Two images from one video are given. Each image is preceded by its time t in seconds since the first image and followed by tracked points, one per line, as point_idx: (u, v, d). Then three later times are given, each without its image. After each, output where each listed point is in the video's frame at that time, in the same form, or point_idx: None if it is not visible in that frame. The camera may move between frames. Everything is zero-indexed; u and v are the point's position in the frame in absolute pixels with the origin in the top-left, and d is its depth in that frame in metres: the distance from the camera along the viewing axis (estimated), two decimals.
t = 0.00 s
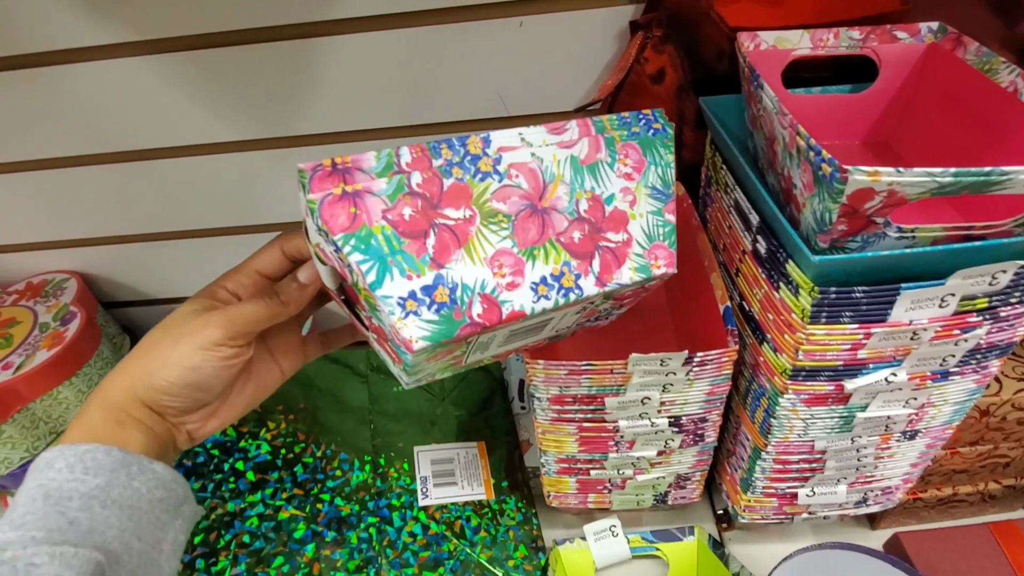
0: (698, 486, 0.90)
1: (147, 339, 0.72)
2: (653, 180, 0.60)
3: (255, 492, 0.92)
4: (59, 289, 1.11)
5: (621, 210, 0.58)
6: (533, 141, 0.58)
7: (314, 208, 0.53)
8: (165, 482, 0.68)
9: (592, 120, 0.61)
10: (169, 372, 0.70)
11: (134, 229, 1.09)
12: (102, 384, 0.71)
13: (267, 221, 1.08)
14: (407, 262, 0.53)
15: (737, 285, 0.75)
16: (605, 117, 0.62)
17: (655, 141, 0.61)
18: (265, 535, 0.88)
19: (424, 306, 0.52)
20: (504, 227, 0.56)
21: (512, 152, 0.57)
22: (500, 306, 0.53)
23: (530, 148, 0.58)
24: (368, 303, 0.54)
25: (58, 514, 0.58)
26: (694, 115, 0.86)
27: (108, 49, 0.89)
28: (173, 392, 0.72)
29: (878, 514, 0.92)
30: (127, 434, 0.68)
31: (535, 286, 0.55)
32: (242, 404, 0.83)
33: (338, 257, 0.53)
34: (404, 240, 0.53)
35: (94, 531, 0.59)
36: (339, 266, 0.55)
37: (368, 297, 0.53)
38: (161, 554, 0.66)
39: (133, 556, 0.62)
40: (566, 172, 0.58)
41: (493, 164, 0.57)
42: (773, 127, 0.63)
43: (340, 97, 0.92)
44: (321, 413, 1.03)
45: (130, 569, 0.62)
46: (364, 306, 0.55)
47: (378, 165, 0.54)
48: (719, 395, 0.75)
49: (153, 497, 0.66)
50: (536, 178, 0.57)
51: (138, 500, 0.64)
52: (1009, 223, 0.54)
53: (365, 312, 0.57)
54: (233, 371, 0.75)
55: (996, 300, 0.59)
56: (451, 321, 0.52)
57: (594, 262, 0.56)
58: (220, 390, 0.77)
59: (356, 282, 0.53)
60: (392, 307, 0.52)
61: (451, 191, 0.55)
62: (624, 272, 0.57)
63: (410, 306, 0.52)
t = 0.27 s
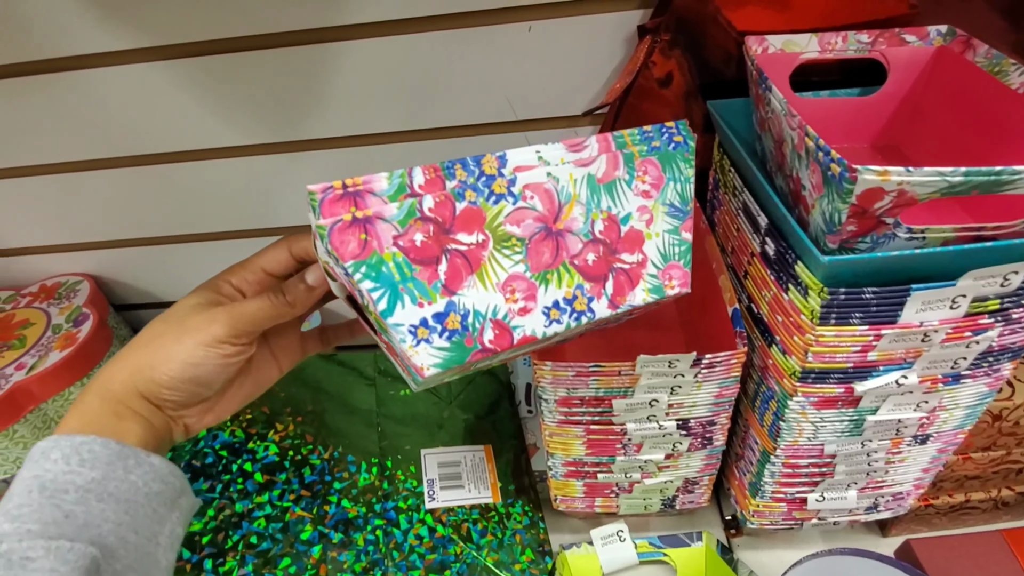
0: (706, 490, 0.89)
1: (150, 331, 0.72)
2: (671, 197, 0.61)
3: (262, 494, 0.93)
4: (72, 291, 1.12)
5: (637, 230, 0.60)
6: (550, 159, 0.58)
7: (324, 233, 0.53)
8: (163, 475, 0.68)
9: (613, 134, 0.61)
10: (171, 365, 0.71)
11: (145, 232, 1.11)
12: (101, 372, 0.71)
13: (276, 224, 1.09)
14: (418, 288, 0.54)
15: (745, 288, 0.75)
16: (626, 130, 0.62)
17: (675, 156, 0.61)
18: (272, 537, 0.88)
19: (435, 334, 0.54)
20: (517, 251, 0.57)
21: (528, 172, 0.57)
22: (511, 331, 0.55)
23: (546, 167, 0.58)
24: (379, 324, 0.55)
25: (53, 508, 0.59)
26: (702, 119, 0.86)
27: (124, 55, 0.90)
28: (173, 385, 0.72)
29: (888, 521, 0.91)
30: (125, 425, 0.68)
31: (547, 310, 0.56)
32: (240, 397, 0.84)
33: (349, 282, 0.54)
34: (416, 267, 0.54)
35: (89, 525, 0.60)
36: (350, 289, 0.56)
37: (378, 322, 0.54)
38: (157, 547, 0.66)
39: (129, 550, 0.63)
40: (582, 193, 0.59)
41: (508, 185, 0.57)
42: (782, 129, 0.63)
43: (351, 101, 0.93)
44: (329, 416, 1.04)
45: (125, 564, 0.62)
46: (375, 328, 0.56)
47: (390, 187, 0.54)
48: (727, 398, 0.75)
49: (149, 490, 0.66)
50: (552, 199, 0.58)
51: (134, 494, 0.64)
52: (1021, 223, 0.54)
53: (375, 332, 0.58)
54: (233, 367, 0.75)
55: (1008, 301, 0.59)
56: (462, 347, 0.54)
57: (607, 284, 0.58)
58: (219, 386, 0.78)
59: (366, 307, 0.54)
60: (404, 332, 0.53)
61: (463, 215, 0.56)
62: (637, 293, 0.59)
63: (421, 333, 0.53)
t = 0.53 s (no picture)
0: (710, 496, 0.89)
1: (147, 323, 0.72)
2: (688, 216, 0.61)
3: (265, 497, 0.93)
4: (79, 294, 1.13)
5: (652, 249, 0.60)
6: (569, 176, 0.57)
7: (336, 249, 0.52)
8: (156, 471, 0.67)
9: (634, 150, 0.60)
10: (168, 360, 0.71)
11: (152, 235, 1.11)
12: (97, 362, 0.72)
13: (282, 227, 1.10)
14: (432, 307, 0.54)
15: (750, 291, 0.75)
16: (648, 146, 0.61)
17: (696, 173, 0.61)
18: (275, 539, 0.88)
19: (447, 352, 0.55)
20: (532, 270, 0.57)
21: (546, 189, 0.56)
22: (523, 349, 0.57)
23: (565, 184, 0.57)
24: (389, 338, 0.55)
25: (44, 503, 0.59)
26: (705, 124, 0.85)
27: (134, 59, 0.92)
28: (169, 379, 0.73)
29: (896, 528, 0.90)
30: (120, 419, 0.69)
31: (559, 329, 0.58)
32: (236, 391, 0.85)
33: (361, 299, 0.54)
34: (430, 285, 0.54)
35: (80, 522, 0.60)
36: (361, 303, 0.55)
37: (389, 337, 0.55)
38: (151, 543, 0.66)
39: (120, 548, 0.63)
40: (600, 211, 0.58)
41: (525, 204, 0.56)
42: (786, 132, 0.63)
43: (358, 105, 0.94)
44: (332, 419, 1.04)
45: (118, 561, 0.62)
46: (384, 339, 0.57)
47: (405, 204, 0.53)
48: (731, 401, 0.74)
49: (142, 486, 0.66)
50: (569, 218, 0.57)
51: (127, 490, 0.64)
52: None
53: (383, 340, 0.59)
54: (230, 363, 0.76)
55: (1016, 304, 0.58)
56: (473, 365, 0.56)
57: (620, 304, 0.60)
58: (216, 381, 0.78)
59: (377, 322, 0.55)
60: (415, 348, 0.54)
61: (479, 233, 0.55)
62: (649, 312, 0.61)
63: (433, 351, 0.54)
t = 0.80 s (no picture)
0: (712, 501, 0.88)
1: (146, 314, 0.72)
2: (701, 240, 0.59)
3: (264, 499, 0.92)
4: (81, 294, 1.13)
5: (662, 273, 0.59)
6: (582, 196, 0.55)
7: (340, 264, 0.50)
8: (150, 465, 0.67)
9: (652, 170, 0.57)
10: (166, 353, 0.71)
11: (154, 237, 1.12)
12: (95, 353, 0.72)
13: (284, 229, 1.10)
14: (434, 325, 0.55)
15: (752, 294, 0.74)
16: (665, 165, 0.58)
17: (712, 196, 0.58)
18: (274, 542, 0.88)
19: (447, 370, 0.56)
20: (539, 291, 0.56)
21: (557, 210, 0.54)
22: (523, 369, 0.58)
23: (578, 206, 0.55)
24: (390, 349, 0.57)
25: (35, 498, 0.58)
26: (708, 127, 0.86)
27: (137, 61, 0.92)
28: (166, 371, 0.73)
29: (900, 535, 0.89)
30: (116, 410, 0.69)
31: (562, 350, 0.59)
32: (234, 385, 0.85)
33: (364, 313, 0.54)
34: (434, 305, 0.54)
35: (71, 517, 0.60)
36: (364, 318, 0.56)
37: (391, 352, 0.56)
38: (144, 539, 0.66)
39: (112, 544, 0.62)
40: (611, 233, 0.56)
41: (535, 225, 0.54)
42: (788, 134, 0.63)
43: (360, 108, 0.94)
44: (333, 421, 1.04)
45: (110, 557, 0.62)
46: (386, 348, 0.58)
47: (411, 220, 0.53)
48: (733, 405, 0.74)
49: (136, 481, 0.65)
50: (579, 240, 0.56)
51: (120, 485, 0.64)
52: None
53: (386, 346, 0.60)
54: (229, 357, 0.76)
55: (1021, 307, 0.58)
56: (474, 384, 0.57)
57: (625, 326, 0.60)
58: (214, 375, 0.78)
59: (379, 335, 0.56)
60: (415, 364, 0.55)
61: (487, 253, 0.54)
62: (653, 335, 0.61)
63: (434, 370, 0.56)
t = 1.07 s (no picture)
0: (713, 504, 0.88)
1: (146, 308, 0.73)
2: (707, 243, 0.59)
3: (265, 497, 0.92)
4: (83, 292, 1.13)
5: (667, 276, 0.59)
6: (589, 199, 0.55)
7: (344, 265, 0.50)
8: (146, 461, 0.67)
9: (658, 174, 0.57)
10: (165, 348, 0.71)
11: (157, 234, 1.12)
12: (95, 345, 0.72)
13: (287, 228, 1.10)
14: (439, 326, 0.55)
15: (754, 296, 0.74)
16: (671, 169, 0.58)
17: (719, 200, 0.58)
18: (273, 541, 0.88)
19: (451, 372, 0.56)
20: (544, 293, 0.56)
21: (563, 214, 0.54)
22: (526, 372, 0.58)
23: (584, 208, 0.55)
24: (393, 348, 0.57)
25: (29, 493, 0.58)
26: (712, 129, 0.86)
27: (141, 60, 0.92)
28: (165, 366, 0.73)
29: (902, 540, 0.89)
30: (114, 404, 0.69)
31: (566, 353, 0.59)
32: (233, 380, 0.85)
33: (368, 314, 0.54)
34: (439, 306, 0.54)
35: (65, 513, 0.60)
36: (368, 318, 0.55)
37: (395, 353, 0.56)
38: (139, 536, 0.65)
39: (106, 540, 0.62)
40: (617, 237, 0.56)
41: (541, 227, 0.54)
42: (792, 136, 0.63)
43: (363, 107, 0.94)
44: (333, 421, 1.03)
45: (104, 553, 0.62)
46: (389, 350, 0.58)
47: (417, 221, 0.52)
48: (735, 407, 0.74)
49: (131, 477, 0.65)
50: (585, 242, 0.55)
51: (115, 480, 0.63)
52: None
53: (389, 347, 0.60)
54: (228, 353, 0.76)
55: None
56: (477, 386, 0.57)
57: (629, 329, 0.60)
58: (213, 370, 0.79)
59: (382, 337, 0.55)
60: (418, 365, 0.55)
61: (492, 255, 0.54)
62: (658, 337, 0.61)
63: (438, 371, 0.56)
